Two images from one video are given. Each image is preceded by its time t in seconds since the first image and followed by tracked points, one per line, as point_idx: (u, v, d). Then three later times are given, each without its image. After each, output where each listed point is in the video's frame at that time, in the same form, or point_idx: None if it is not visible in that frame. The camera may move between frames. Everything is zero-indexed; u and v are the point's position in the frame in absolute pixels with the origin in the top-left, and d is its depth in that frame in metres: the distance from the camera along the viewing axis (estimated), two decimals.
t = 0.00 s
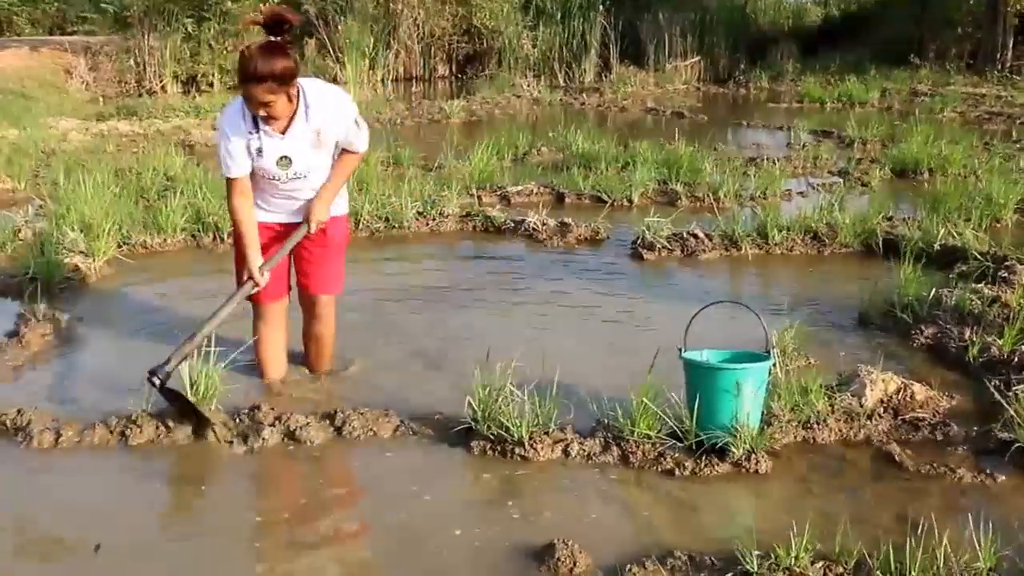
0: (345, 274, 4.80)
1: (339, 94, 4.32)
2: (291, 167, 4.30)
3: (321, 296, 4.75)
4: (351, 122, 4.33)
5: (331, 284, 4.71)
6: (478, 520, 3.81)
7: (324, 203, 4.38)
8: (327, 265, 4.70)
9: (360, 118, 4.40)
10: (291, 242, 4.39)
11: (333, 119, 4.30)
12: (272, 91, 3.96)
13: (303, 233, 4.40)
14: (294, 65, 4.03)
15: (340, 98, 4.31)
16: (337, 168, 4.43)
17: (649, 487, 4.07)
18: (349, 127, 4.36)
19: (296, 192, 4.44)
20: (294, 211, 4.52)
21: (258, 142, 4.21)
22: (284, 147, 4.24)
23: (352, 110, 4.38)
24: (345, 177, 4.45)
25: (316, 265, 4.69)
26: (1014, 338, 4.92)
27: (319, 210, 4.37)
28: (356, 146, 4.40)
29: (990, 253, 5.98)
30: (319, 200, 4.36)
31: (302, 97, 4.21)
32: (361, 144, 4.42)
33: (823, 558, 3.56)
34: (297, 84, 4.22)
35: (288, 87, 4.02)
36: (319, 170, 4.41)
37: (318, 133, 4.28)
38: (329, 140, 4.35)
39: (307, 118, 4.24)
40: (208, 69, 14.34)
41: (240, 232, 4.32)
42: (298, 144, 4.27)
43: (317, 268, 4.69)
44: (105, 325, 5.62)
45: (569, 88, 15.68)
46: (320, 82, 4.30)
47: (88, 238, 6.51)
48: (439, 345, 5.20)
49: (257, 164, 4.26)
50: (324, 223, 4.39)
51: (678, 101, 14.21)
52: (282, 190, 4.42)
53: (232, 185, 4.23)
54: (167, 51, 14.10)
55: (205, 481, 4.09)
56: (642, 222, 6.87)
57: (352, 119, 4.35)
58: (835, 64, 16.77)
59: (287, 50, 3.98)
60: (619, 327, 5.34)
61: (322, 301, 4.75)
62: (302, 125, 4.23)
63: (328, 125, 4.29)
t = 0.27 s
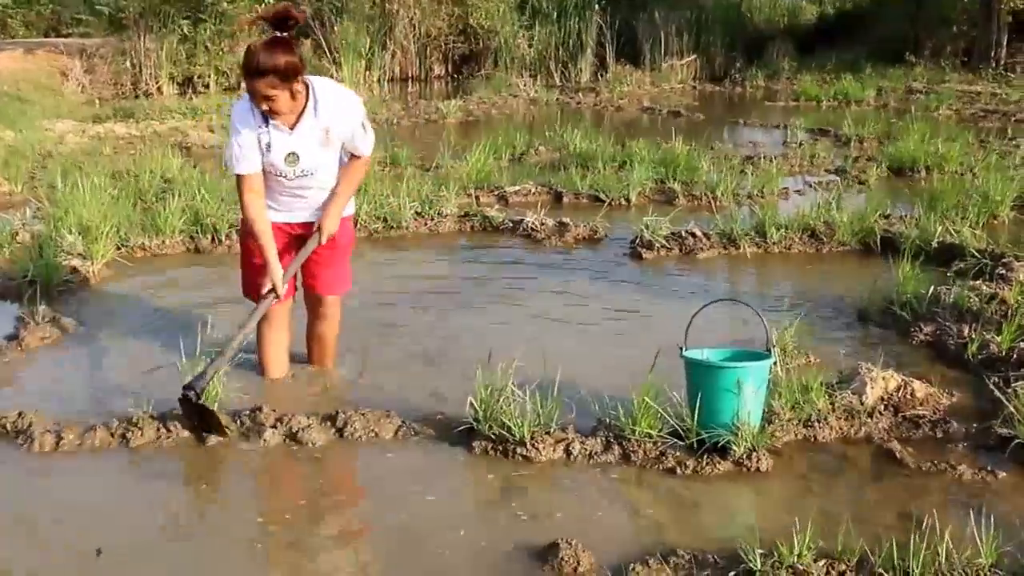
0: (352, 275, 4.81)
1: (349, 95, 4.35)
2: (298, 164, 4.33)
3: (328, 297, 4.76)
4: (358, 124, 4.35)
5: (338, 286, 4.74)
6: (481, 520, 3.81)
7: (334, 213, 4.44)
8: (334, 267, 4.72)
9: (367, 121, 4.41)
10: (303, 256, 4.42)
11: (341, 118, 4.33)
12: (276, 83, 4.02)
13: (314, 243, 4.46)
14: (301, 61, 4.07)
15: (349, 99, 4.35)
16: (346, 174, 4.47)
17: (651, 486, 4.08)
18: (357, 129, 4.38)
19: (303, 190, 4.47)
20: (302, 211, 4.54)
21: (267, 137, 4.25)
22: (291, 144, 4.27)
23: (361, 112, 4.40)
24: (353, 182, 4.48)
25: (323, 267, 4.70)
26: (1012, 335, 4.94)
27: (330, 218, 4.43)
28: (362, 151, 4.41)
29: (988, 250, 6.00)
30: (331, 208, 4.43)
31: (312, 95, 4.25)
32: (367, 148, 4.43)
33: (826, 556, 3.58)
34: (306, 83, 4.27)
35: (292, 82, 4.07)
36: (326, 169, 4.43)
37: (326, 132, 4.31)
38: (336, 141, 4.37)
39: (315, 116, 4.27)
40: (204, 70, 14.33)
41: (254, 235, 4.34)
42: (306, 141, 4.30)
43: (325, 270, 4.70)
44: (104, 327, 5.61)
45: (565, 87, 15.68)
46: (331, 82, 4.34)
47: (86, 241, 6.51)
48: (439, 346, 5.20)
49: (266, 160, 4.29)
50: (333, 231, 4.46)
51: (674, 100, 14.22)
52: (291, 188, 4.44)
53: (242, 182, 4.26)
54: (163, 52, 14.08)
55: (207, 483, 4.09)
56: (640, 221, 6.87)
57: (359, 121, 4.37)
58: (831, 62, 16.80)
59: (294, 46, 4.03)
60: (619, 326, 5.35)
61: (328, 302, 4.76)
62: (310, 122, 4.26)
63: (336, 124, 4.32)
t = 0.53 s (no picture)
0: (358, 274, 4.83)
1: (349, 95, 4.36)
2: (302, 167, 4.35)
3: (334, 294, 4.79)
4: (361, 124, 4.38)
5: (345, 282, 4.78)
6: (483, 520, 3.82)
7: (341, 213, 4.52)
8: (341, 265, 4.74)
9: (370, 121, 4.45)
10: (311, 253, 4.44)
11: (344, 121, 4.34)
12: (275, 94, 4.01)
13: (323, 241, 4.50)
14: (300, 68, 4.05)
15: (352, 101, 4.36)
16: (355, 175, 4.54)
17: (652, 485, 4.09)
18: (360, 129, 4.42)
19: (307, 191, 4.49)
20: (310, 212, 4.57)
21: (270, 142, 4.25)
22: (294, 149, 4.28)
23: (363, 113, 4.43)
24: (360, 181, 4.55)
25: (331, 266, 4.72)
26: (1010, 332, 4.95)
27: (341, 217, 4.51)
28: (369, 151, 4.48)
29: (985, 248, 6.02)
30: (337, 210, 4.50)
31: (313, 99, 4.25)
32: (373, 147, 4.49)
33: (827, 553, 3.58)
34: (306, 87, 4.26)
35: (288, 91, 4.04)
36: (330, 170, 4.46)
37: (328, 135, 4.33)
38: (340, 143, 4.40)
39: (317, 120, 4.28)
40: (201, 71, 14.31)
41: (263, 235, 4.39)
42: (309, 145, 4.31)
43: (331, 267, 4.73)
44: (104, 329, 5.59)
45: (562, 87, 15.69)
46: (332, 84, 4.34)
47: (85, 243, 6.50)
48: (439, 346, 5.20)
49: (270, 165, 4.30)
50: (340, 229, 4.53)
51: (671, 100, 14.23)
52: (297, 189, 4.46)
53: (247, 188, 4.26)
54: (159, 54, 14.08)
55: (209, 485, 4.08)
56: (639, 221, 6.88)
57: (362, 122, 4.40)
58: (827, 61, 16.83)
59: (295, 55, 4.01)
60: (619, 326, 5.35)
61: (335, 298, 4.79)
62: (312, 126, 4.27)
63: (338, 126, 4.34)
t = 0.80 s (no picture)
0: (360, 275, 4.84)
1: (345, 85, 4.39)
2: (300, 157, 4.35)
3: (335, 295, 4.79)
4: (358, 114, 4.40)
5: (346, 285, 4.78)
6: (485, 520, 3.82)
7: (343, 212, 4.54)
8: (342, 267, 4.74)
9: (367, 113, 4.48)
10: (313, 255, 4.44)
11: (340, 110, 4.36)
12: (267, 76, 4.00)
13: (323, 242, 4.50)
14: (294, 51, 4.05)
15: (347, 90, 4.39)
16: (355, 170, 4.55)
17: (653, 484, 4.09)
18: (357, 120, 4.44)
19: (307, 185, 4.49)
20: (312, 210, 4.57)
21: (267, 132, 4.25)
22: (292, 137, 4.28)
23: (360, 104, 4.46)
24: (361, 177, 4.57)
25: (332, 268, 4.73)
26: (1008, 330, 4.96)
27: (343, 215, 4.52)
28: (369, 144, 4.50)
29: (983, 246, 6.03)
30: (340, 208, 4.52)
31: (308, 87, 4.27)
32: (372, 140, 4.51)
33: (828, 551, 3.59)
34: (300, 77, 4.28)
35: (281, 72, 4.03)
36: (330, 162, 4.47)
37: (326, 124, 4.34)
38: (338, 134, 4.41)
39: (314, 108, 4.29)
40: (197, 73, 14.29)
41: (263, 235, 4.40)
42: (306, 133, 4.31)
43: (332, 270, 4.74)
44: (103, 332, 5.57)
45: (558, 87, 15.70)
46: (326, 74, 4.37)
47: (82, 246, 6.48)
48: (438, 347, 5.20)
49: (268, 156, 4.30)
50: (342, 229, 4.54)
51: (667, 99, 14.24)
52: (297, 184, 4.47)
53: (247, 181, 4.26)
54: (155, 56, 14.07)
55: (209, 486, 4.08)
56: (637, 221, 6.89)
57: (359, 112, 4.43)
58: (823, 60, 16.86)
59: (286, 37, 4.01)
60: (618, 325, 5.36)
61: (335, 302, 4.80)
62: (309, 115, 4.28)
63: (335, 115, 4.35)
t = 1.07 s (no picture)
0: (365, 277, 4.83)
1: (341, 85, 4.39)
2: (298, 158, 4.36)
3: (338, 297, 4.79)
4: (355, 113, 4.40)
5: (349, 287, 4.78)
6: (486, 521, 3.83)
7: (343, 218, 4.50)
8: (345, 270, 4.74)
9: (364, 113, 4.48)
10: (311, 263, 4.41)
11: (336, 110, 4.36)
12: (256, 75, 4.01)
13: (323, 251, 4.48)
14: (284, 49, 4.04)
15: (343, 90, 4.38)
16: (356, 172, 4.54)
17: (654, 485, 4.10)
18: (354, 120, 4.43)
19: (307, 185, 4.50)
20: (313, 210, 4.57)
21: (263, 132, 4.27)
22: (289, 138, 4.30)
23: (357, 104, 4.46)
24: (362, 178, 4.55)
25: (335, 271, 4.73)
26: (1007, 328, 4.98)
27: (343, 220, 4.50)
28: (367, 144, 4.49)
29: (981, 245, 6.05)
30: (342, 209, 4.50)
31: (302, 86, 4.28)
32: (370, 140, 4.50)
33: (830, 550, 3.60)
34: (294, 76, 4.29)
35: (271, 70, 4.04)
36: (329, 162, 4.46)
37: (322, 124, 4.34)
38: (336, 134, 4.41)
39: (309, 108, 4.30)
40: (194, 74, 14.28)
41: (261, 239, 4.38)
42: (303, 134, 4.32)
43: (335, 273, 4.74)
44: (102, 336, 5.56)
45: (556, 88, 15.71)
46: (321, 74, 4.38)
47: (81, 248, 6.47)
48: (439, 348, 5.21)
49: (268, 157, 4.32)
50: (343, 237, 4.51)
51: (665, 99, 14.26)
52: (297, 185, 4.49)
53: (245, 184, 4.28)
54: (152, 58, 14.06)
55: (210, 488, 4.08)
56: (636, 221, 6.90)
57: (356, 112, 4.42)
58: (820, 60, 16.89)
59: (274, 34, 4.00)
60: (617, 326, 5.37)
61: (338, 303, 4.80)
62: (305, 114, 4.29)
63: (331, 115, 4.36)
